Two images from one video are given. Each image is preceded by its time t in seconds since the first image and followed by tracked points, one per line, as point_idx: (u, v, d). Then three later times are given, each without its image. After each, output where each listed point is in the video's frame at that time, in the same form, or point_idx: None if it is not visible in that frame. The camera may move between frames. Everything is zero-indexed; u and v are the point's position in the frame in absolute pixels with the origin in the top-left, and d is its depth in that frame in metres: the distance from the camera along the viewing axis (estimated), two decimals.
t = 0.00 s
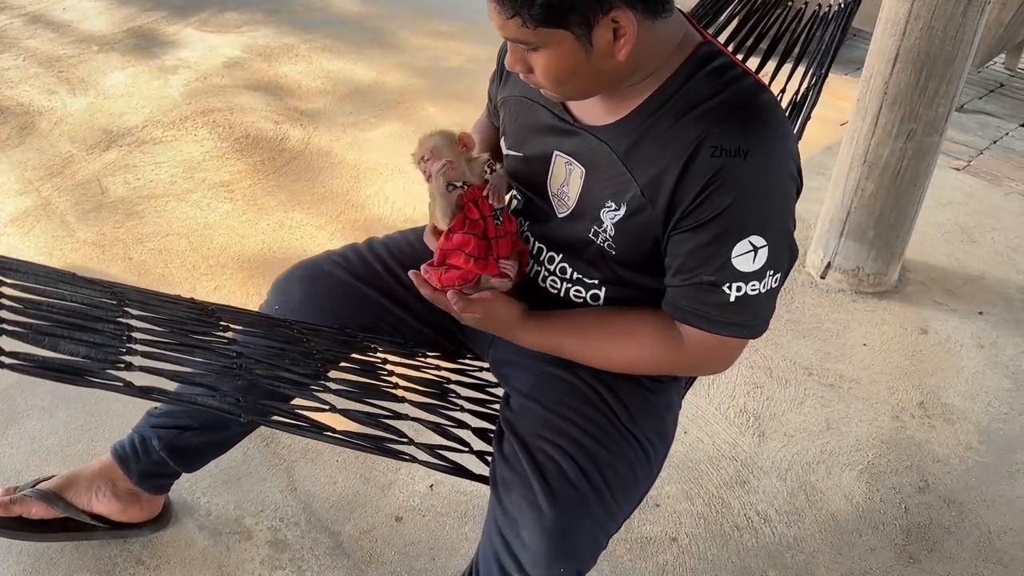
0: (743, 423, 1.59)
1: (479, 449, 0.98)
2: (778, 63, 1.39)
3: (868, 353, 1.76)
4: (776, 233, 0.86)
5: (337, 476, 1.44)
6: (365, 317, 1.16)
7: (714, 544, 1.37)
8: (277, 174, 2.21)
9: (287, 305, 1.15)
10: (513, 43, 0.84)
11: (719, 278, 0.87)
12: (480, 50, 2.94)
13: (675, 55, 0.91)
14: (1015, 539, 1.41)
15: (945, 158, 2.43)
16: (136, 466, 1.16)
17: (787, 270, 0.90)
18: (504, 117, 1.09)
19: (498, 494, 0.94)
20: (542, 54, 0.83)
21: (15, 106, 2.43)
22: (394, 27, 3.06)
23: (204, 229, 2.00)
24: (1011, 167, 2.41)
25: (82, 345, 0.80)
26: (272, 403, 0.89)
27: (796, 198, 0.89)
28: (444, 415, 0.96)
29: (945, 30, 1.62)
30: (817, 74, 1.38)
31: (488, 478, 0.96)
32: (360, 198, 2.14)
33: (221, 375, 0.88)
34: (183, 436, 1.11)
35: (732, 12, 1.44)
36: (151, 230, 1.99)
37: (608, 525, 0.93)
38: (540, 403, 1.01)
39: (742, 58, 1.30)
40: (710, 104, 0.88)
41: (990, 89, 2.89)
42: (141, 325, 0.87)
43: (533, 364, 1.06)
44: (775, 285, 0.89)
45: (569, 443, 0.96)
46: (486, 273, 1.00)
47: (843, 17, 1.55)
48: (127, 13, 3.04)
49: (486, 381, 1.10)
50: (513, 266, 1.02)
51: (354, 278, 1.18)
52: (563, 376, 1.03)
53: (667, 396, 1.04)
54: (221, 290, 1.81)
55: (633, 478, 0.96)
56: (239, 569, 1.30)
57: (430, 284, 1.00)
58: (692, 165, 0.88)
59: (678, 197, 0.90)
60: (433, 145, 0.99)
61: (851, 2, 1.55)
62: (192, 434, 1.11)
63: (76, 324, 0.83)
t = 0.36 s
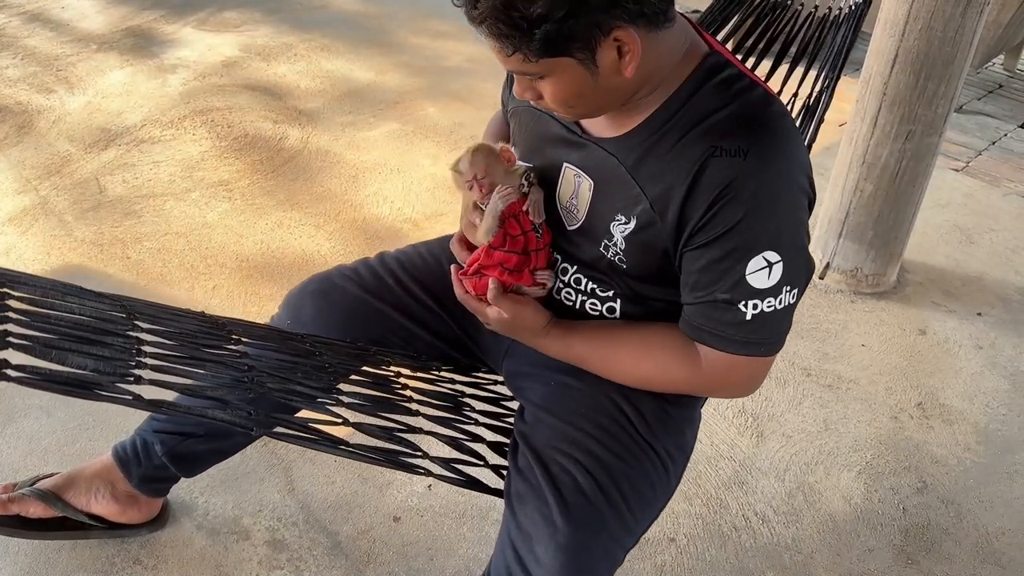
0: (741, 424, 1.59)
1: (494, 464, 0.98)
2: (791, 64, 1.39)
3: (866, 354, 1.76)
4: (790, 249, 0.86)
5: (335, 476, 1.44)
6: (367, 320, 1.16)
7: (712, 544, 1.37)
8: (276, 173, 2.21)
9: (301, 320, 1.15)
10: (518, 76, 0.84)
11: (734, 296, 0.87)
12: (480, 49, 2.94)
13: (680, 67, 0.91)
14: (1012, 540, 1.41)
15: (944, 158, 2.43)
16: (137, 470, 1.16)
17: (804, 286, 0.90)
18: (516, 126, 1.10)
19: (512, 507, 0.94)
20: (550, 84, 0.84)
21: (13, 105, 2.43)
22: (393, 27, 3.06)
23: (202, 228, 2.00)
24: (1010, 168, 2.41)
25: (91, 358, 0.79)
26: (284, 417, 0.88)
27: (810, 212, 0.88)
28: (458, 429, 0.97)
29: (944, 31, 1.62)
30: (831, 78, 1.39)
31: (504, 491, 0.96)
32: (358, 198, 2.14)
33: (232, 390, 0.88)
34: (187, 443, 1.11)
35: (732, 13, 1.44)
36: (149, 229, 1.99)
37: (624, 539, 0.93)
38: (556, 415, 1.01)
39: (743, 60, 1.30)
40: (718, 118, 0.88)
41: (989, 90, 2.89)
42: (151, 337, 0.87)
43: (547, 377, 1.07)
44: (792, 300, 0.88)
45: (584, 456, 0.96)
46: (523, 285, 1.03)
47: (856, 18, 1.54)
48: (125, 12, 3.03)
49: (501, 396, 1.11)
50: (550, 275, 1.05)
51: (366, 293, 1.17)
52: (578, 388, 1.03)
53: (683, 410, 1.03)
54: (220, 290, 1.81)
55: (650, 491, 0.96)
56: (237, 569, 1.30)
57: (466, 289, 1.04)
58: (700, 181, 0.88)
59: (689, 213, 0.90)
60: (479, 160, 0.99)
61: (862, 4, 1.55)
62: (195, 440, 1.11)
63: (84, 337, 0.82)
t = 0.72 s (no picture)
0: (740, 424, 1.59)
1: (483, 455, 0.98)
2: (780, 65, 1.39)
3: (864, 355, 1.76)
4: (783, 255, 0.86)
5: (333, 476, 1.44)
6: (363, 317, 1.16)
7: (711, 544, 1.37)
8: (275, 173, 2.21)
9: (287, 309, 1.15)
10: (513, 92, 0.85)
11: (729, 302, 0.88)
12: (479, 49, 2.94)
13: (675, 74, 0.90)
14: (1011, 541, 1.41)
15: (943, 160, 2.44)
16: (133, 467, 1.16)
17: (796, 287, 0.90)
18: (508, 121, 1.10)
19: (504, 500, 0.94)
20: (545, 98, 0.84)
21: (12, 104, 2.43)
22: (393, 27, 3.06)
23: (202, 227, 2.00)
24: (1008, 169, 2.41)
25: (84, 350, 0.79)
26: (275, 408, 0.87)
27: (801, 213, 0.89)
28: (447, 421, 0.96)
29: (944, 32, 1.62)
30: (819, 77, 1.39)
31: (494, 483, 0.96)
32: (358, 198, 2.14)
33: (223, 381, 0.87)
34: (180, 438, 1.11)
35: (731, 13, 1.44)
36: (149, 229, 1.98)
37: (615, 532, 0.93)
38: (546, 409, 1.01)
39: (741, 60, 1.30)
40: (712, 125, 0.88)
41: (987, 91, 2.90)
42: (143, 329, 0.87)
43: (536, 371, 1.07)
44: (784, 303, 0.89)
45: (576, 449, 0.96)
46: (520, 275, 1.02)
47: (847, 19, 1.53)
48: (124, 11, 3.03)
49: (489, 388, 1.11)
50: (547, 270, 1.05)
51: (354, 283, 1.17)
52: (570, 383, 1.03)
53: (673, 406, 1.04)
54: (219, 289, 1.81)
55: (640, 486, 0.96)
56: (236, 569, 1.30)
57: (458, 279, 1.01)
58: (696, 189, 0.88)
59: (684, 219, 0.90)
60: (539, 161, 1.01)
61: (852, 6, 1.54)
62: (188, 435, 1.11)
63: (77, 329, 0.82)
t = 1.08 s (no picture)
0: (738, 424, 1.59)
1: (468, 442, 0.98)
2: (771, 63, 1.39)
3: (863, 355, 1.76)
4: (773, 256, 0.86)
5: (332, 475, 1.44)
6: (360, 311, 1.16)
7: (710, 544, 1.37)
8: (275, 172, 2.21)
9: (274, 293, 1.15)
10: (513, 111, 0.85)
11: (719, 302, 0.88)
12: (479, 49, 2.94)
13: (676, 77, 0.90)
14: (1009, 542, 1.41)
15: (942, 160, 2.44)
16: (130, 462, 1.16)
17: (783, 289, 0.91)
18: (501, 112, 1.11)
19: (490, 487, 0.94)
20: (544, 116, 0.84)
21: (12, 103, 2.43)
22: (393, 26, 3.06)
23: (201, 226, 2.00)
24: (1007, 170, 2.42)
25: (76, 335, 0.79)
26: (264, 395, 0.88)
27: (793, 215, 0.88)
28: (432, 407, 0.96)
29: (944, 34, 1.62)
30: (808, 76, 1.38)
31: (481, 470, 0.96)
32: (358, 197, 2.14)
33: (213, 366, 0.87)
34: (176, 430, 1.11)
35: (729, 12, 1.44)
36: (148, 228, 1.98)
37: (599, 520, 0.93)
38: (533, 397, 1.01)
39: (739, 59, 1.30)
40: (710, 130, 0.88)
41: (986, 92, 2.90)
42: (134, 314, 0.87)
43: (524, 360, 1.07)
44: (771, 305, 0.89)
45: (562, 438, 0.96)
46: (506, 256, 1.03)
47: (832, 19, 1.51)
48: (124, 9, 3.03)
49: (475, 374, 1.11)
50: (533, 254, 1.05)
51: (341, 268, 1.18)
52: (557, 372, 1.03)
53: (658, 398, 1.04)
54: (218, 288, 1.81)
55: (624, 475, 0.97)
56: (234, 567, 1.29)
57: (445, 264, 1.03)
58: (693, 189, 0.88)
59: (679, 217, 0.90)
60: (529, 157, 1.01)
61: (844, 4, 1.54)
62: (183, 428, 1.11)
63: (69, 314, 0.82)
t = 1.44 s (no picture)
0: (737, 424, 1.59)
1: (475, 445, 0.98)
2: (775, 66, 1.39)
3: (862, 356, 1.76)
4: (788, 257, 0.87)
5: (331, 474, 1.44)
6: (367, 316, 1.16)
7: (708, 544, 1.37)
8: (274, 171, 2.21)
9: (281, 297, 1.15)
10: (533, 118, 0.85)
11: (734, 302, 0.88)
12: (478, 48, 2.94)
13: (692, 78, 0.90)
14: (1006, 542, 1.41)
15: (941, 162, 2.44)
16: (130, 461, 1.16)
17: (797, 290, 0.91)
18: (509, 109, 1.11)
19: (495, 491, 0.94)
20: (565, 121, 0.84)
21: (11, 101, 2.43)
22: (392, 26, 3.06)
23: (200, 225, 2.00)
24: (1005, 172, 2.42)
25: (79, 336, 0.80)
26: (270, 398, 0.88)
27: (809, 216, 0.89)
28: (439, 411, 0.96)
29: (942, 35, 1.62)
30: (814, 78, 1.38)
31: (486, 474, 0.96)
32: (356, 197, 2.14)
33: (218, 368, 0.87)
34: (175, 430, 1.11)
35: (728, 13, 1.44)
36: (147, 226, 1.98)
37: (605, 524, 0.93)
38: (539, 400, 1.01)
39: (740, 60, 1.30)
40: (727, 131, 0.88)
41: (985, 94, 2.90)
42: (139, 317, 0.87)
43: (532, 363, 1.07)
44: (785, 307, 0.90)
45: (568, 441, 0.96)
46: (516, 247, 1.04)
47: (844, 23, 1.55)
48: (124, 8, 3.03)
49: (481, 378, 1.11)
50: (543, 245, 1.07)
51: (348, 274, 1.18)
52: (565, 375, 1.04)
53: (665, 400, 1.04)
54: (217, 287, 1.81)
55: (630, 478, 0.97)
56: (232, 565, 1.29)
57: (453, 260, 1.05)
58: (710, 189, 0.88)
59: (696, 216, 0.90)
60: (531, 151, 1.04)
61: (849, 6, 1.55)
62: (184, 429, 1.11)
63: (73, 316, 0.83)
